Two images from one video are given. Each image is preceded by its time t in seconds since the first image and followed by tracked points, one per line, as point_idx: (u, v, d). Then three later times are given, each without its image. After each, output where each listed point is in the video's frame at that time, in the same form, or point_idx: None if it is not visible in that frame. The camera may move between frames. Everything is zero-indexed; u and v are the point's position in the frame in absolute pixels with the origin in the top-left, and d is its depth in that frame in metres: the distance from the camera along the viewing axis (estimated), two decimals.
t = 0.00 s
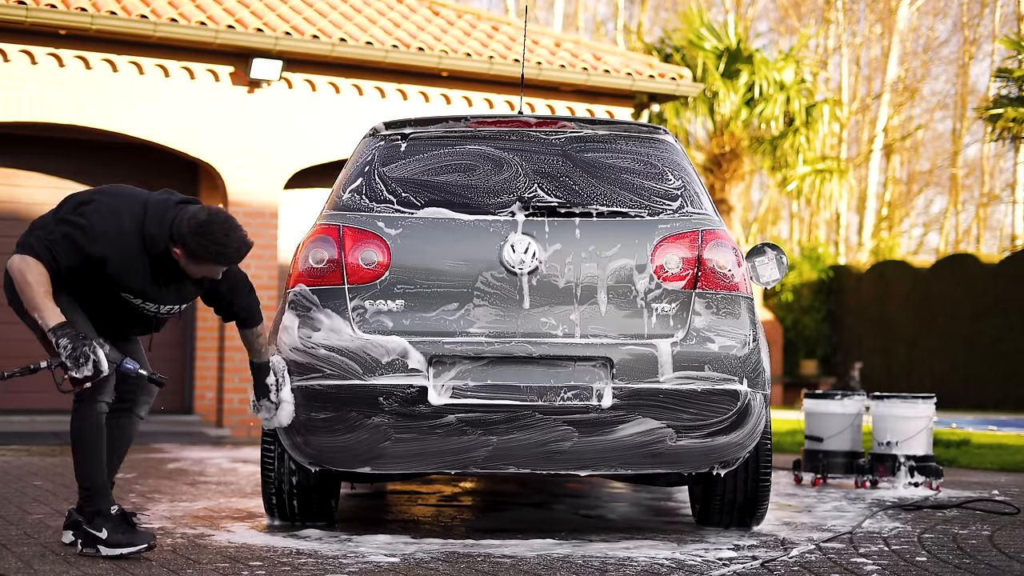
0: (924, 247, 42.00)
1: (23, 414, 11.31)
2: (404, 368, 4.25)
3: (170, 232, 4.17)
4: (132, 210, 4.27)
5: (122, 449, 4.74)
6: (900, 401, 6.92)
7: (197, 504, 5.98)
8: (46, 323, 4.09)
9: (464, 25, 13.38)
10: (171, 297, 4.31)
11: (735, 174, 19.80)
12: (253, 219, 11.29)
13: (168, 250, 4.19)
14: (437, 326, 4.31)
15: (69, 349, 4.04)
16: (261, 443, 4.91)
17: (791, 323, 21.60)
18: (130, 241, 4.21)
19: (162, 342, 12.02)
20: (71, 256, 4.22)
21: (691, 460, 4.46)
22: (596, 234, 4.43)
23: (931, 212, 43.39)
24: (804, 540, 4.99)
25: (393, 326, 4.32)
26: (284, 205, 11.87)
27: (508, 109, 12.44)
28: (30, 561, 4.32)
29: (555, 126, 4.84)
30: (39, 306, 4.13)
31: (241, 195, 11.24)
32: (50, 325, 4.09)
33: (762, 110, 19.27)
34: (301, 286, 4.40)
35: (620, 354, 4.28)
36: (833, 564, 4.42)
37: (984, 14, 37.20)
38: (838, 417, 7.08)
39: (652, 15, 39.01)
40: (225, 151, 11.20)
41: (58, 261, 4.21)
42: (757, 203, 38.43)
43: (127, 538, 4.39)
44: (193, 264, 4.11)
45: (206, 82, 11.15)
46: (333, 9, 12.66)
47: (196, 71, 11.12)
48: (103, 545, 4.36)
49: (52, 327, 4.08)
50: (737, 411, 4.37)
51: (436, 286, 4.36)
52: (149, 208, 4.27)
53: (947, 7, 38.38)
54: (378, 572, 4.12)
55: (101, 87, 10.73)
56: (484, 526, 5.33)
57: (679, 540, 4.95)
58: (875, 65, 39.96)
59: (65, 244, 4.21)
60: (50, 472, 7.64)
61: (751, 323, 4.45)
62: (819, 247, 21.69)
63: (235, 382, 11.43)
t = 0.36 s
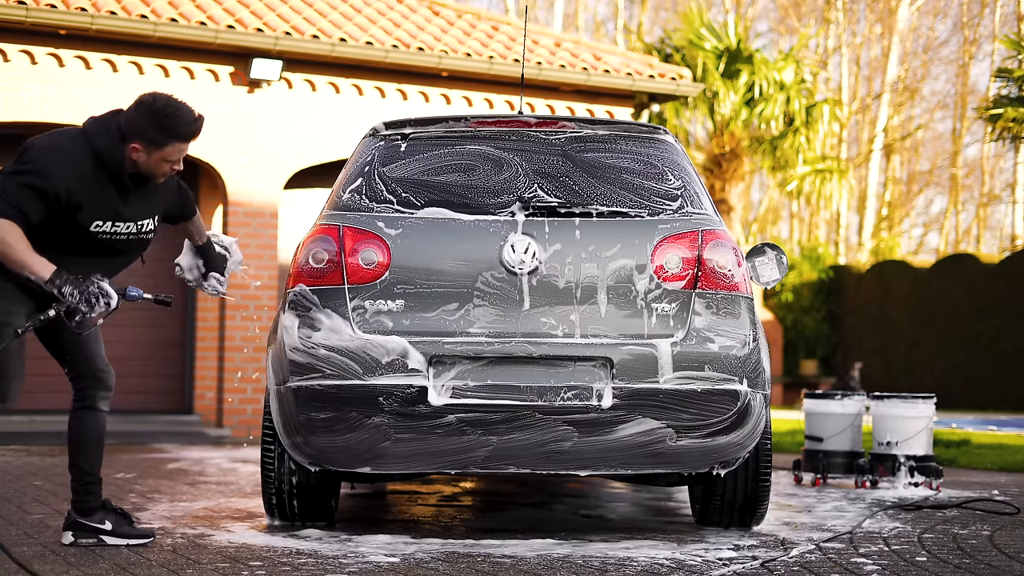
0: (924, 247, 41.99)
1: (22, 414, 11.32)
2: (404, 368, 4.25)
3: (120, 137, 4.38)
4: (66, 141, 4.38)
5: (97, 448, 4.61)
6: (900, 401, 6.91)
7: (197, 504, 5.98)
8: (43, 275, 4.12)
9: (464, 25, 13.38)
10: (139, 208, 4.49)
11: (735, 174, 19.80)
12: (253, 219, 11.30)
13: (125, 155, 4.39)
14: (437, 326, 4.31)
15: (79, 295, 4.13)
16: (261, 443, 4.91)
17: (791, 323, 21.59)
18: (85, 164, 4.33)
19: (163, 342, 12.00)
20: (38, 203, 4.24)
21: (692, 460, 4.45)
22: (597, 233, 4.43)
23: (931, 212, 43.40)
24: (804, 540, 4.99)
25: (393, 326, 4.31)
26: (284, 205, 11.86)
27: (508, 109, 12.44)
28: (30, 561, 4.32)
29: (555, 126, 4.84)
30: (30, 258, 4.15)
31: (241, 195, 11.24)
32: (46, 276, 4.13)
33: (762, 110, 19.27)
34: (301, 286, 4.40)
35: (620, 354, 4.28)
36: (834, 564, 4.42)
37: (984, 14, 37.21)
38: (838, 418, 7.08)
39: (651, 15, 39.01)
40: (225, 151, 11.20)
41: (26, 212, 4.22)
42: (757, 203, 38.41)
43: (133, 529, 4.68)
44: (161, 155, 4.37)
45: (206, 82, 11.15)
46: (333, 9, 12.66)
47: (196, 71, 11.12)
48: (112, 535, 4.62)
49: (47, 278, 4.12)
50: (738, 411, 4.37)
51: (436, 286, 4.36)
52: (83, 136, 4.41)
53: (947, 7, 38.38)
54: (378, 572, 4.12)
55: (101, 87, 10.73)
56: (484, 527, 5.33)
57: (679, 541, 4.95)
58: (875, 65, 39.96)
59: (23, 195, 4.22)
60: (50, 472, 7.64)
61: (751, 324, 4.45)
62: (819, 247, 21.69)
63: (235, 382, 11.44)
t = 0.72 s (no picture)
0: (924, 247, 41.98)
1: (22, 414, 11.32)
2: (403, 369, 4.25)
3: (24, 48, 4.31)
4: None
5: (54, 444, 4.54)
6: (900, 401, 6.91)
7: (197, 504, 5.98)
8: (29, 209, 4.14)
9: (464, 25, 13.37)
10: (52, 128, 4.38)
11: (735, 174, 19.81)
12: (253, 219, 11.31)
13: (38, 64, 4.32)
14: (437, 326, 4.31)
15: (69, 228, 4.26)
16: (261, 442, 4.91)
17: (791, 323, 21.59)
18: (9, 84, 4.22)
19: (162, 342, 11.97)
20: None
21: (691, 460, 4.45)
22: (597, 233, 4.43)
23: (931, 212, 43.41)
24: (804, 540, 4.99)
25: (393, 326, 4.31)
26: (284, 205, 11.87)
27: (508, 109, 12.44)
28: (31, 561, 4.32)
29: (555, 126, 4.84)
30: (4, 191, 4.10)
31: (241, 195, 11.25)
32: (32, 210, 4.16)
33: (762, 110, 19.28)
34: (301, 286, 4.40)
35: (620, 355, 4.28)
36: (833, 564, 4.42)
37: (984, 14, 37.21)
38: (838, 417, 7.08)
39: (651, 16, 39.00)
40: (225, 151, 11.19)
41: None
42: (758, 203, 38.39)
43: (105, 512, 4.70)
44: (73, 50, 4.35)
45: (206, 82, 11.15)
46: (333, 9, 12.66)
47: (196, 71, 11.12)
48: (87, 524, 4.63)
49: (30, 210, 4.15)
50: (737, 411, 4.37)
51: (436, 286, 4.36)
52: None
53: (947, 8, 38.39)
54: (378, 572, 4.12)
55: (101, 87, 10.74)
56: (484, 526, 5.33)
57: (679, 540, 4.95)
58: (875, 65, 39.97)
59: None
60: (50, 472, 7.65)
61: (751, 323, 4.45)
62: (819, 247, 21.68)
63: (235, 382, 11.39)
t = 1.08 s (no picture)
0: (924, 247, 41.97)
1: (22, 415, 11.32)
2: (404, 369, 4.25)
3: None
4: None
5: None
6: (900, 401, 6.90)
7: (196, 504, 5.98)
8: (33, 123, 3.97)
9: (464, 25, 13.38)
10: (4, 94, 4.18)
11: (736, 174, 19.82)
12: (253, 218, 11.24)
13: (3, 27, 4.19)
14: (437, 326, 4.31)
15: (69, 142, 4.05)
16: (261, 441, 4.90)
17: (791, 323, 21.60)
18: None
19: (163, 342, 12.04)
20: None
21: (692, 460, 4.45)
22: (599, 232, 4.43)
23: (931, 212, 43.41)
24: (804, 540, 4.99)
25: (393, 326, 4.31)
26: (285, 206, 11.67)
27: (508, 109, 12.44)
28: (30, 561, 4.31)
29: (555, 126, 4.84)
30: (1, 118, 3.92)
31: (241, 195, 11.24)
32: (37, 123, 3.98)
33: (762, 110, 19.29)
34: (301, 285, 4.40)
35: (620, 354, 4.28)
36: (833, 564, 4.42)
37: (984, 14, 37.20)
38: (838, 417, 7.08)
39: (652, 16, 39.00)
40: (224, 151, 11.19)
41: None
42: (758, 203, 38.36)
43: (6, 536, 4.27)
44: (38, 12, 4.20)
45: (206, 82, 11.15)
46: (333, 9, 12.67)
47: (196, 71, 11.13)
48: None
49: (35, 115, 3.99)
50: (737, 411, 4.37)
51: (436, 286, 4.36)
52: None
53: (947, 8, 38.38)
54: (378, 572, 4.12)
55: (101, 87, 10.74)
56: (484, 526, 5.33)
57: (678, 541, 4.95)
58: (875, 65, 39.97)
59: None
60: (50, 472, 7.65)
61: (751, 324, 4.45)
62: (819, 247, 21.67)
63: (234, 382, 11.41)
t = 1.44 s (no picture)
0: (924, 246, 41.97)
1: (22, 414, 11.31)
2: (404, 370, 4.24)
3: None
4: None
5: (30, 445, 4.24)
6: (900, 401, 6.91)
7: (197, 504, 5.98)
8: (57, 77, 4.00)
9: (464, 25, 13.38)
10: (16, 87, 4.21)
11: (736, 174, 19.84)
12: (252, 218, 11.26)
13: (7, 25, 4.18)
14: (438, 326, 4.31)
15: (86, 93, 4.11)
16: (261, 441, 4.90)
17: (791, 323, 21.45)
18: None
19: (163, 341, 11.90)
20: None
21: (692, 460, 4.45)
22: (598, 232, 4.43)
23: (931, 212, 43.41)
24: (804, 540, 4.99)
25: (393, 326, 4.31)
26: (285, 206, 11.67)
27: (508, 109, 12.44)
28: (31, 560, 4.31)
29: (555, 126, 4.84)
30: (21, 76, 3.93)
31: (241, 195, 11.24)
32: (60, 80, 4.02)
33: (762, 110, 19.29)
34: (301, 285, 4.41)
35: (620, 354, 4.28)
36: (833, 564, 4.42)
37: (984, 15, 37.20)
38: (838, 417, 7.09)
39: (652, 15, 38.99)
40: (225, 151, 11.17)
41: None
42: (757, 203, 38.34)
43: (79, 531, 4.33)
44: (41, 5, 4.20)
45: (206, 82, 11.15)
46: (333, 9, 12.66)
47: (196, 71, 11.12)
48: (59, 542, 4.26)
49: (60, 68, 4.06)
50: (737, 411, 4.37)
51: (436, 286, 4.36)
52: None
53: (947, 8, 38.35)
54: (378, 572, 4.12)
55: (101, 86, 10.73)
56: (484, 526, 5.33)
57: (678, 541, 4.95)
58: (875, 65, 39.96)
59: None
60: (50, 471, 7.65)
61: (751, 324, 4.45)
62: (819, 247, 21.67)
63: (235, 382, 11.53)
